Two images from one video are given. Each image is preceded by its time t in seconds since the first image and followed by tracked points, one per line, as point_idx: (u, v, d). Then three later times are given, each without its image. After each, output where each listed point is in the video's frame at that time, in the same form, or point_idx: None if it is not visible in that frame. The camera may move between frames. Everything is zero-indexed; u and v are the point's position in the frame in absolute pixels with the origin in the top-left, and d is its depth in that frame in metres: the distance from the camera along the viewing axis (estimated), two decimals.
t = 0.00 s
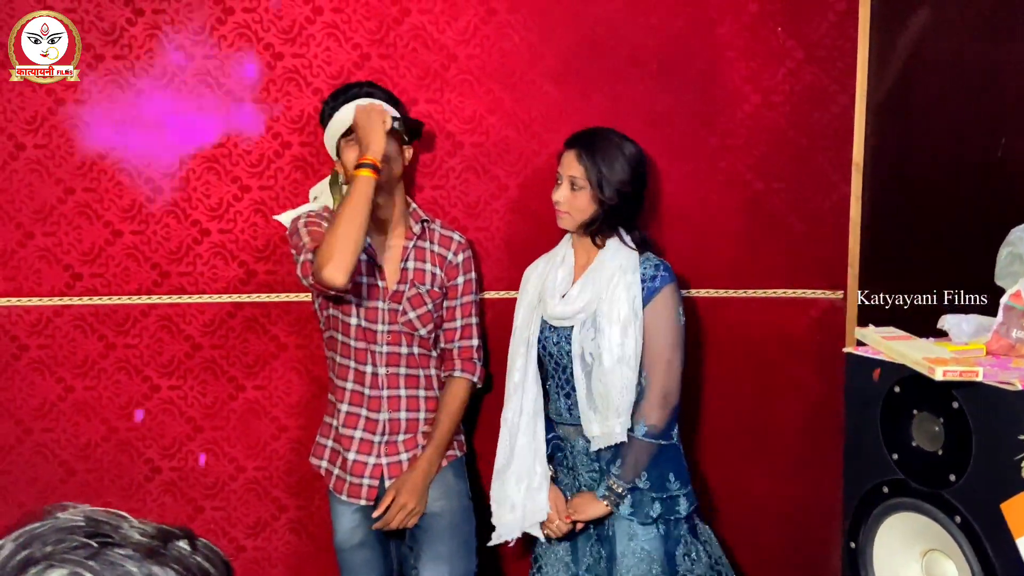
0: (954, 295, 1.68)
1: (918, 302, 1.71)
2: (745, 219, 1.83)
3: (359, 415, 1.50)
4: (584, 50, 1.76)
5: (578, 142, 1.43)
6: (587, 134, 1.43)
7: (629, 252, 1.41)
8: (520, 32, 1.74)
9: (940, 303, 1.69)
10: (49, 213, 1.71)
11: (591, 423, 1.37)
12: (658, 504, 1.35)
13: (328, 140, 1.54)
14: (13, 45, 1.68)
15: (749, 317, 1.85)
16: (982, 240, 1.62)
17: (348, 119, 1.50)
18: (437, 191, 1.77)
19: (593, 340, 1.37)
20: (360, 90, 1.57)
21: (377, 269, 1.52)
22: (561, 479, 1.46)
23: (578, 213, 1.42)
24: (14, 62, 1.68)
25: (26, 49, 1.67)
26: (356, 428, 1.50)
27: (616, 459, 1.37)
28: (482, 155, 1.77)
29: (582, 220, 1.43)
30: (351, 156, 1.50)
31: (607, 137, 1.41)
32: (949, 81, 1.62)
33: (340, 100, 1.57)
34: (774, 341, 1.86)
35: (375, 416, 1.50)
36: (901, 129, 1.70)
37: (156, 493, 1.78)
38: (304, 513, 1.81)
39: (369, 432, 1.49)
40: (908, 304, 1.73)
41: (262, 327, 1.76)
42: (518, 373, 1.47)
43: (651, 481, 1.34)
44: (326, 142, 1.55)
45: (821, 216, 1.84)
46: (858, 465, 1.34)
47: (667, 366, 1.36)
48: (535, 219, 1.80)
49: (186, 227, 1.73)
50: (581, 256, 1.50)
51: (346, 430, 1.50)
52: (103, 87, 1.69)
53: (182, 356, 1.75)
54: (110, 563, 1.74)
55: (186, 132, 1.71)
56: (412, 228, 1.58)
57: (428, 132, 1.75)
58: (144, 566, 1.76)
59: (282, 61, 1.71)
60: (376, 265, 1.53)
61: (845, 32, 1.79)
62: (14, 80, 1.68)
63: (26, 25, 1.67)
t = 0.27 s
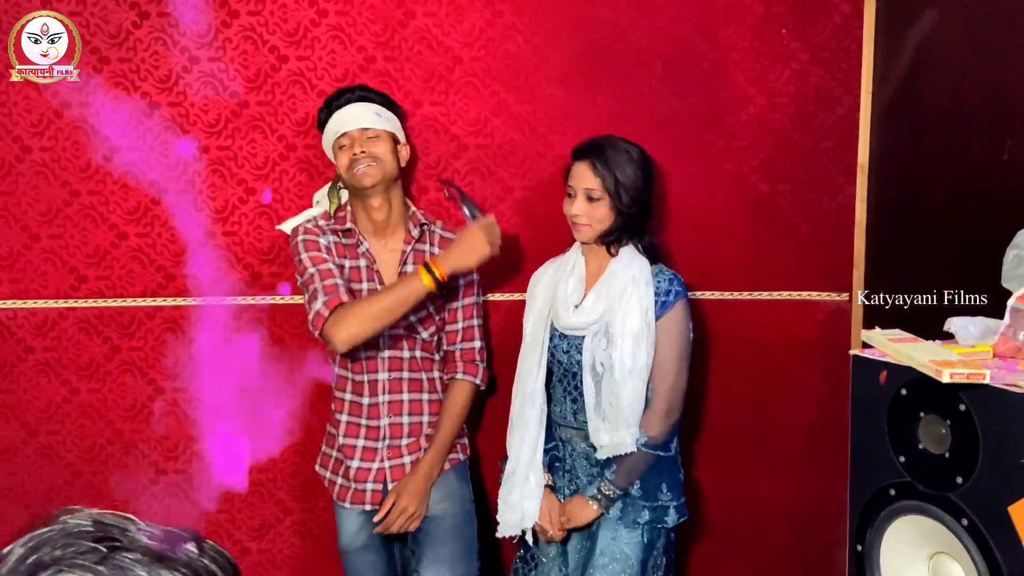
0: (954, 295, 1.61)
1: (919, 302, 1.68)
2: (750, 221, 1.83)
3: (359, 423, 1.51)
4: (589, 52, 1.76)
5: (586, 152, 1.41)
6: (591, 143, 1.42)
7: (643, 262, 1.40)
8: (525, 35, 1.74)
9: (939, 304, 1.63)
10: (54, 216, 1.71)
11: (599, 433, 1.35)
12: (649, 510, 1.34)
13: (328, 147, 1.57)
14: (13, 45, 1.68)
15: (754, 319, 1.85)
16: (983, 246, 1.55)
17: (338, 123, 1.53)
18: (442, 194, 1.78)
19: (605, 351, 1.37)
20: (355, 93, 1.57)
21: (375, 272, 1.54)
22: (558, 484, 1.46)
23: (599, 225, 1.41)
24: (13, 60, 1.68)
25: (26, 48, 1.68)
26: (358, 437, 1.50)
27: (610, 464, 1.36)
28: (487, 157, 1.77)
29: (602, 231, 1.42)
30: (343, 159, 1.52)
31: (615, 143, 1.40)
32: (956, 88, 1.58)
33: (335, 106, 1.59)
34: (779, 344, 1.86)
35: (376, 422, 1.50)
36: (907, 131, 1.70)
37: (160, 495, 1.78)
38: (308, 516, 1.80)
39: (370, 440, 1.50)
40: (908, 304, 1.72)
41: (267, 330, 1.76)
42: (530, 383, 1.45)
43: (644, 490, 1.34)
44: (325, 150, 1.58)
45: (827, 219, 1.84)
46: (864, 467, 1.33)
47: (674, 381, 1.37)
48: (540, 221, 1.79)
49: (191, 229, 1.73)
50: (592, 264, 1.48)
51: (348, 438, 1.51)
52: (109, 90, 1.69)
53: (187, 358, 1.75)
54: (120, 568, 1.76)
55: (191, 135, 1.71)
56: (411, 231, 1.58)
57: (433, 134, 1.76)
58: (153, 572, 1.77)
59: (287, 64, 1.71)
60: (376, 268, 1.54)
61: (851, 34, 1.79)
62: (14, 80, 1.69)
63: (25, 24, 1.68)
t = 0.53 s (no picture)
0: (954, 295, 1.61)
1: (919, 302, 1.68)
2: (752, 223, 1.83)
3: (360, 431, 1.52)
4: (591, 55, 1.76)
5: (590, 163, 1.41)
6: (592, 157, 1.42)
7: (646, 272, 1.42)
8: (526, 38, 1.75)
9: (940, 304, 1.63)
10: (57, 219, 1.72)
11: (606, 445, 1.35)
12: (664, 522, 1.35)
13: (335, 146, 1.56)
14: (13, 45, 1.68)
15: (755, 322, 1.85)
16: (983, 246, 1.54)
17: (350, 124, 1.52)
18: (444, 197, 1.78)
19: (614, 362, 1.37)
20: (372, 94, 1.59)
21: (375, 279, 1.53)
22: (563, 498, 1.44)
23: (605, 238, 1.42)
24: (13, 61, 1.69)
25: (26, 49, 1.68)
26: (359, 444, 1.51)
27: (625, 476, 1.37)
28: (488, 160, 1.77)
29: (608, 243, 1.43)
30: (350, 162, 1.52)
31: (619, 155, 1.40)
32: (961, 89, 1.57)
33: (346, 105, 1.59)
34: (780, 346, 1.86)
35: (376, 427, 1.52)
36: (908, 133, 1.70)
37: (163, 498, 1.79)
38: (310, 518, 1.81)
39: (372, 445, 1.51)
40: (908, 304, 1.71)
41: (269, 333, 1.76)
42: (528, 395, 1.46)
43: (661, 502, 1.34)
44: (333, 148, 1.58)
45: (829, 221, 1.84)
46: (866, 471, 1.33)
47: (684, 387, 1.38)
48: (541, 224, 1.80)
49: (193, 232, 1.74)
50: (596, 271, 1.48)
51: (349, 445, 1.52)
52: (111, 93, 1.70)
53: (190, 361, 1.76)
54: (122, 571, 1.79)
55: (194, 138, 1.72)
56: (410, 236, 1.57)
57: (435, 137, 1.76)
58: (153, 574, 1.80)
59: (289, 67, 1.71)
60: (373, 276, 1.53)
61: (852, 37, 1.79)
62: (14, 80, 1.69)
63: (26, 24, 1.68)
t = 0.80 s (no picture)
0: (955, 296, 1.61)
1: (919, 302, 1.68)
2: (752, 225, 1.82)
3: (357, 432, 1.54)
4: (590, 57, 1.76)
5: (603, 160, 1.41)
6: (607, 150, 1.41)
7: (661, 267, 1.43)
8: (526, 39, 1.74)
9: (940, 304, 1.63)
10: (56, 221, 1.72)
11: (628, 441, 1.36)
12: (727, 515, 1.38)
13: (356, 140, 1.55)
14: (13, 45, 1.68)
15: (756, 324, 1.85)
16: (983, 244, 1.55)
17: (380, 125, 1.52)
18: (443, 198, 1.78)
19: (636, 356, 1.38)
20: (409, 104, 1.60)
21: (368, 284, 1.54)
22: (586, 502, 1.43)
23: (621, 235, 1.42)
24: (13, 61, 1.69)
25: (25, 49, 1.68)
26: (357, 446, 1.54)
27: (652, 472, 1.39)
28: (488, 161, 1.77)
29: (624, 239, 1.43)
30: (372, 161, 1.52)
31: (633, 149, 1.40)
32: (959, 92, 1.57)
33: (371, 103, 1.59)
34: (781, 348, 1.86)
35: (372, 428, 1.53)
36: (908, 134, 1.70)
37: (162, 500, 1.78)
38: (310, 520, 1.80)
39: (369, 446, 1.54)
40: (908, 304, 1.71)
41: (269, 334, 1.76)
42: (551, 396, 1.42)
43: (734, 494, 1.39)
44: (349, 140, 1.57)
45: (829, 222, 1.84)
46: (866, 472, 1.33)
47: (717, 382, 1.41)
48: (541, 225, 1.79)
49: (193, 234, 1.74)
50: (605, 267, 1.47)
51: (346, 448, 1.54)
52: (111, 94, 1.70)
53: (189, 363, 1.76)
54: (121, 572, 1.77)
55: (194, 139, 1.72)
56: (405, 239, 1.57)
57: (434, 138, 1.76)
58: None
59: (289, 68, 1.71)
60: (366, 281, 1.54)
61: (852, 38, 1.79)
62: (14, 80, 1.69)
63: (26, 24, 1.69)
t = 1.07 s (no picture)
0: (954, 295, 1.61)
1: (919, 302, 1.67)
2: (753, 226, 1.83)
3: (354, 433, 1.52)
4: (591, 58, 1.76)
5: (628, 163, 1.41)
6: (632, 155, 1.42)
7: (698, 278, 1.43)
8: (526, 41, 1.75)
9: (940, 303, 1.63)
10: (57, 221, 1.72)
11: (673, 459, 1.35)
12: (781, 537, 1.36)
13: (351, 140, 1.56)
14: (13, 45, 1.68)
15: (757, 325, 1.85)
16: (982, 244, 1.54)
17: (373, 123, 1.53)
18: (443, 199, 1.77)
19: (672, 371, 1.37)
20: (401, 103, 1.60)
21: (371, 281, 1.54)
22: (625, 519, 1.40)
23: (647, 238, 1.41)
24: (13, 61, 1.69)
25: (25, 49, 1.68)
26: (353, 447, 1.51)
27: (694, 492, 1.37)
28: (488, 163, 1.77)
29: (649, 244, 1.42)
30: (368, 159, 1.52)
31: (657, 153, 1.40)
32: (960, 91, 1.57)
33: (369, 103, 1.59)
34: (781, 349, 1.86)
35: (370, 429, 1.51)
36: (909, 135, 1.70)
37: (162, 501, 1.78)
38: (311, 521, 1.80)
39: (365, 448, 1.51)
40: (908, 304, 1.71)
41: (269, 335, 1.76)
42: (580, 411, 1.42)
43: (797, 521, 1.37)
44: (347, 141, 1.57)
45: (829, 223, 1.85)
46: (868, 473, 1.33)
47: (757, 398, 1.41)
48: (541, 226, 1.80)
49: (193, 235, 1.74)
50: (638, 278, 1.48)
51: (343, 449, 1.51)
52: (112, 95, 1.70)
53: (190, 363, 1.76)
54: (128, 573, 1.74)
55: (194, 140, 1.72)
56: (408, 239, 1.58)
57: (434, 139, 1.76)
58: None
59: (290, 69, 1.71)
60: (369, 279, 1.54)
61: (852, 39, 1.80)
62: (14, 80, 1.69)
63: (26, 24, 1.69)
